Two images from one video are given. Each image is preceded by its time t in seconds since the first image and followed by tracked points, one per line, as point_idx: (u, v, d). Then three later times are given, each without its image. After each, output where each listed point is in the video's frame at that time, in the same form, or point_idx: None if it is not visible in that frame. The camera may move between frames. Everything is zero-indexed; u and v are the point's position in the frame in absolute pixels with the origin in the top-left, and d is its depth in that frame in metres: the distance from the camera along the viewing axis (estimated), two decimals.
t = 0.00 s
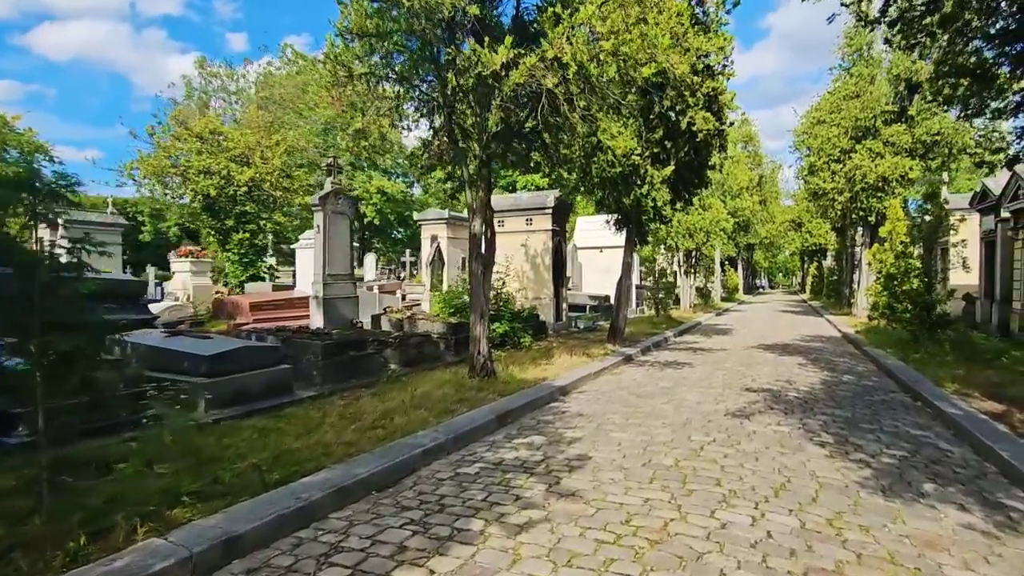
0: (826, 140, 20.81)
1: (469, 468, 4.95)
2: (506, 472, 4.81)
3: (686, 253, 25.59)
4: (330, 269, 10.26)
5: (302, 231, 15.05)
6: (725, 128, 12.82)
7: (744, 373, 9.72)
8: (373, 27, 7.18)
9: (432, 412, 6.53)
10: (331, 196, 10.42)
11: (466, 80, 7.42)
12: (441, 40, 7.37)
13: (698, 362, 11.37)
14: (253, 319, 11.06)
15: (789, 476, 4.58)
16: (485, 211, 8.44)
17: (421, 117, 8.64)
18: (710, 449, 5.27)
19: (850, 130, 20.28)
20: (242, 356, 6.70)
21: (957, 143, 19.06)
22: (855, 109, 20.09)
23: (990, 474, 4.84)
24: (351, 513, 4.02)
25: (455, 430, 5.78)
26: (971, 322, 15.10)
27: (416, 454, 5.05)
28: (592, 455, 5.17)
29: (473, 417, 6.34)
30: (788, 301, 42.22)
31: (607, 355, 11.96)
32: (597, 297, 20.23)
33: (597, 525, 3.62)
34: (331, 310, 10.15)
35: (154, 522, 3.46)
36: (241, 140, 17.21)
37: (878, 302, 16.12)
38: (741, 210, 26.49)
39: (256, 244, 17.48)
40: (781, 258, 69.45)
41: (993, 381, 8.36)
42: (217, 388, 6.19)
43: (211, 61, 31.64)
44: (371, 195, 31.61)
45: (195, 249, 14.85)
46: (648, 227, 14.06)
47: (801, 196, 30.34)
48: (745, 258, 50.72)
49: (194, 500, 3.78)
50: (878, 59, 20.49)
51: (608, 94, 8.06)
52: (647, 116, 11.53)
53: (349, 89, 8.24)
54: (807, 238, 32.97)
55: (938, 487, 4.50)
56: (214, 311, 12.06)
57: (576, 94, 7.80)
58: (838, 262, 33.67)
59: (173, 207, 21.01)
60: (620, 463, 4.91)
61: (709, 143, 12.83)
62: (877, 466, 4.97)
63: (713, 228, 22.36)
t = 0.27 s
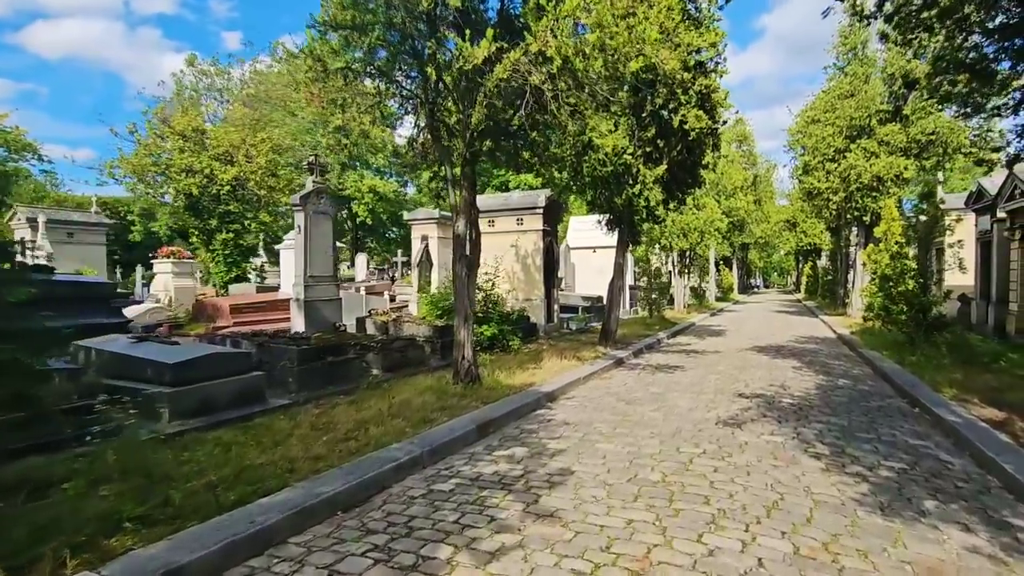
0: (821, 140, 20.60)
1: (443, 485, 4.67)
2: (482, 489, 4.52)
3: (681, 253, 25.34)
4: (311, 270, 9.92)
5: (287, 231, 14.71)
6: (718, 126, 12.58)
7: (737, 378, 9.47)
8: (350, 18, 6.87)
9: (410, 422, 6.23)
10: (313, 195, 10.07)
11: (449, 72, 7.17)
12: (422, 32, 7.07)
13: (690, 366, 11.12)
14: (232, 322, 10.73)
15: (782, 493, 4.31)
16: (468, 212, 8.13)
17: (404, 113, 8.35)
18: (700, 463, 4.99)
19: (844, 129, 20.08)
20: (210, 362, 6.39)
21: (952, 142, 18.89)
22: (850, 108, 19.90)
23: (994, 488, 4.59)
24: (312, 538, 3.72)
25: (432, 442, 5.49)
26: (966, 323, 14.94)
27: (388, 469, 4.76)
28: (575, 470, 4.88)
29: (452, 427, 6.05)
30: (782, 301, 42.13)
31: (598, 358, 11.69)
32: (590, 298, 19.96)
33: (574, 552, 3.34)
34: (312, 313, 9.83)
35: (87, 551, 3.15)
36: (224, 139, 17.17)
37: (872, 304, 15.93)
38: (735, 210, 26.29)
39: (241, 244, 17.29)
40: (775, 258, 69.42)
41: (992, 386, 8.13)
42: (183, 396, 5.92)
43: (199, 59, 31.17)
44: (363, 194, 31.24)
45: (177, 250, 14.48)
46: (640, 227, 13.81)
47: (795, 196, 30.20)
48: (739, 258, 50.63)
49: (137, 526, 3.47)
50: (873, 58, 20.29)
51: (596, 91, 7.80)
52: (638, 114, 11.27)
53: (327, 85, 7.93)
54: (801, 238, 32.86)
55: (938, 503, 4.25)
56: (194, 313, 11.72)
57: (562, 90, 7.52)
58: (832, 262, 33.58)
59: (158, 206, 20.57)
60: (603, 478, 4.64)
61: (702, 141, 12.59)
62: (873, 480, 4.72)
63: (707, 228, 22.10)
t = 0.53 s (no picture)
0: (817, 138, 20.36)
1: (418, 497, 4.35)
2: (460, 502, 4.21)
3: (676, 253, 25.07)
4: (293, 270, 9.59)
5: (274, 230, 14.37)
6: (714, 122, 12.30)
7: (733, 380, 9.18)
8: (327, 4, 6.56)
9: (390, 427, 5.91)
10: (295, 191, 9.76)
11: (433, 61, 6.89)
12: (403, 19, 6.76)
13: (685, 367, 10.84)
14: (213, 323, 10.40)
15: (781, 506, 4.02)
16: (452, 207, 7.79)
17: (389, 105, 8.03)
18: (693, 473, 4.69)
19: (841, 128, 19.85)
20: (180, 364, 6.03)
21: (949, 141, 18.71)
22: (847, 106, 19.66)
23: (1005, 499, 4.31)
24: (269, 558, 3.41)
25: (410, 450, 5.17)
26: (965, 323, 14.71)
27: (360, 480, 4.44)
28: (560, 480, 4.57)
29: (433, 433, 5.73)
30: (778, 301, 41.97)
31: (591, 360, 11.40)
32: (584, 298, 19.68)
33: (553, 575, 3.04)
34: (295, 313, 9.50)
35: None
36: (209, 135, 17.12)
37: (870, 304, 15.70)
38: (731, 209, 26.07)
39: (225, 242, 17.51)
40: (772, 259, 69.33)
41: (995, 388, 7.86)
42: (152, 400, 5.59)
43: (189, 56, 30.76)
44: (355, 194, 30.87)
45: (160, 249, 14.13)
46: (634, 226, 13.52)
47: (791, 195, 30.01)
48: (735, 258, 50.48)
49: (71, 547, 3.15)
50: (869, 55, 20.07)
51: (586, 81, 7.50)
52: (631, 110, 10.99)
53: (307, 76, 7.62)
54: (797, 238, 32.67)
55: (947, 517, 3.96)
56: (175, 314, 11.39)
57: (551, 81, 7.22)
58: (828, 262, 33.41)
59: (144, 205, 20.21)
60: (589, 490, 4.33)
61: (697, 137, 12.32)
62: (877, 490, 4.44)
63: (703, 228, 21.86)
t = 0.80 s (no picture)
0: (815, 137, 20.09)
1: (390, 518, 4.02)
2: (434, 524, 3.89)
3: (673, 253, 24.78)
4: (275, 270, 9.26)
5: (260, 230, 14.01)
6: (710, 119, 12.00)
7: (730, 384, 8.87)
8: None
9: (367, 438, 5.58)
10: (278, 189, 9.44)
11: (417, 52, 6.56)
12: (384, 8, 6.44)
13: (681, 371, 10.52)
14: (193, 326, 10.04)
15: (781, 528, 3.71)
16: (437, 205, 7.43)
17: (373, 100, 7.71)
18: (687, 489, 4.37)
19: (839, 126, 19.56)
20: (144, 371, 5.65)
21: (948, 140, 18.46)
22: (845, 104, 19.38)
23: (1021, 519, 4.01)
24: None
25: (386, 463, 4.84)
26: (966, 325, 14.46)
27: (328, 499, 4.11)
28: (544, 498, 4.25)
29: (413, 444, 5.40)
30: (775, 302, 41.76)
31: (584, 363, 11.08)
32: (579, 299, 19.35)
33: None
34: (276, 316, 9.16)
35: None
36: (194, 132, 16.76)
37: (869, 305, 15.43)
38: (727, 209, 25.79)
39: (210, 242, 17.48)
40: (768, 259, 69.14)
41: (1001, 394, 7.58)
42: (112, 411, 5.24)
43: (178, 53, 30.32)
44: (349, 193, 30.50)
45: (142, 249, 13.76)
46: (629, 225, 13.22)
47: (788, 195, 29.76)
48: (732, 258, 50.25)
49: None
50: (867, 53, 19.80)
51: (576, 74, 7.18)
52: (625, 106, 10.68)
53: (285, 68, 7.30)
54: (794, 238, 32.44)
55: (961, 540, 3.65)
56: (154, 316, 11.03)
57: (539, 74, 6.91)
58: (825, 262, 33.18)
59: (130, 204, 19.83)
60: (575, 510, 4.01)
61: (693, 135, 12.02)
62: (883, 509, 4.13)
63: (700, 227, 21.57)
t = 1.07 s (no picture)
0: (813, 135, 19.85)
1: (355, 534, 3.71)
2: (402, 542, 3.58)
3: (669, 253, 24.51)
4: (255, 269, 8.95)
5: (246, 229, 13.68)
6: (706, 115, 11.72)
7: (726, 387, 8.58)
8: None
9: (340, 445, 5.27)
10: (259, 185, 9.12)
11: (397, 40, 6.28)
12: None
13: (676, 373, 10.23)
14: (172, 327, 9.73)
15: (778, 547, 3.41)
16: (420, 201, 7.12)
17: (354, 92, 7.43)
18: (677, 502, 4.08)
19: (837, 124, 19.31)
20: (105, 375, 5.34)
21: (947, 138, 18.23)
22: (843, 102, 19.12)
23: None
24: None
25: (357, 474, 4.53)
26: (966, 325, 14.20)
27: (291, 514, 3.81)
28: (523, 512, 3.95)
29: (388, 452, 5.10)
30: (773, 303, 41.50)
31: (576, 365, 10.78)
32: (574, 300, 19.06)
33: None
34: (257, 317, 8.85)
35: None
36: (178, 128, 16.76)
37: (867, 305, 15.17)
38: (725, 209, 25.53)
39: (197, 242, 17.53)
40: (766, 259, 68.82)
41: (1006, 397, 7.31)
42: (68, 417, 4.93)
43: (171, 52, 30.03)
44: (343, 193, 30.16)
45: (125, 249, 13.46)
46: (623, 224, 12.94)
47: (785, 195, 29.53)
48: (730, 259, 50.00)
49: None
50: (865, 50, 19.57)
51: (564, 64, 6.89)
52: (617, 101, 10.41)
53: (262, 58, 7.02)
54: (791, 238, 32.18)
55: (972, 557, 3.37)
56: (134, 316, 10.71)
57: (524, 63, 6.63)
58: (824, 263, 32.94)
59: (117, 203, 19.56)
60: (556, 525, 3.72)
61: (689, 131, 11.75)
62: (886, 522, 3.84)
63: (697, 227, 21.30)
